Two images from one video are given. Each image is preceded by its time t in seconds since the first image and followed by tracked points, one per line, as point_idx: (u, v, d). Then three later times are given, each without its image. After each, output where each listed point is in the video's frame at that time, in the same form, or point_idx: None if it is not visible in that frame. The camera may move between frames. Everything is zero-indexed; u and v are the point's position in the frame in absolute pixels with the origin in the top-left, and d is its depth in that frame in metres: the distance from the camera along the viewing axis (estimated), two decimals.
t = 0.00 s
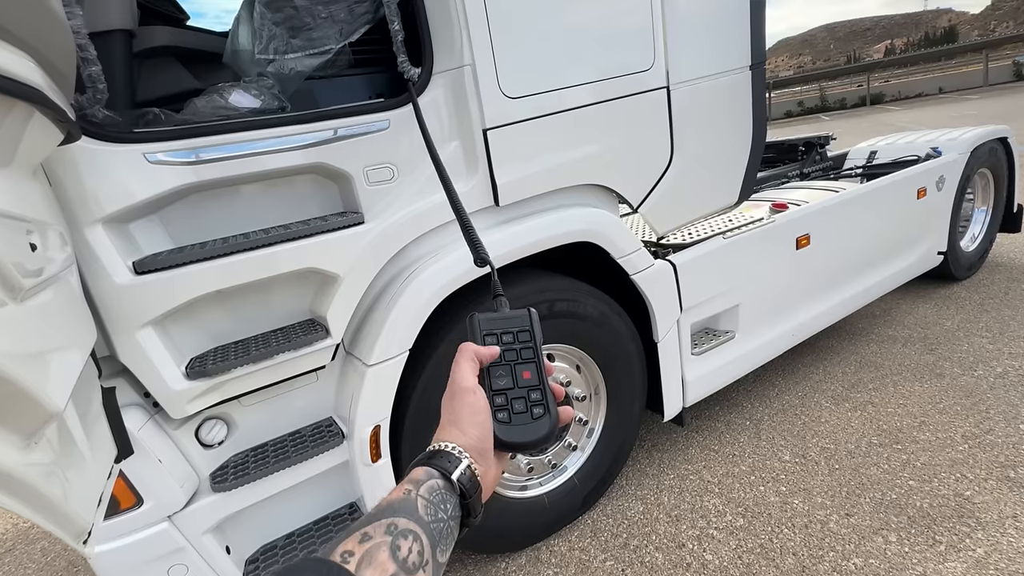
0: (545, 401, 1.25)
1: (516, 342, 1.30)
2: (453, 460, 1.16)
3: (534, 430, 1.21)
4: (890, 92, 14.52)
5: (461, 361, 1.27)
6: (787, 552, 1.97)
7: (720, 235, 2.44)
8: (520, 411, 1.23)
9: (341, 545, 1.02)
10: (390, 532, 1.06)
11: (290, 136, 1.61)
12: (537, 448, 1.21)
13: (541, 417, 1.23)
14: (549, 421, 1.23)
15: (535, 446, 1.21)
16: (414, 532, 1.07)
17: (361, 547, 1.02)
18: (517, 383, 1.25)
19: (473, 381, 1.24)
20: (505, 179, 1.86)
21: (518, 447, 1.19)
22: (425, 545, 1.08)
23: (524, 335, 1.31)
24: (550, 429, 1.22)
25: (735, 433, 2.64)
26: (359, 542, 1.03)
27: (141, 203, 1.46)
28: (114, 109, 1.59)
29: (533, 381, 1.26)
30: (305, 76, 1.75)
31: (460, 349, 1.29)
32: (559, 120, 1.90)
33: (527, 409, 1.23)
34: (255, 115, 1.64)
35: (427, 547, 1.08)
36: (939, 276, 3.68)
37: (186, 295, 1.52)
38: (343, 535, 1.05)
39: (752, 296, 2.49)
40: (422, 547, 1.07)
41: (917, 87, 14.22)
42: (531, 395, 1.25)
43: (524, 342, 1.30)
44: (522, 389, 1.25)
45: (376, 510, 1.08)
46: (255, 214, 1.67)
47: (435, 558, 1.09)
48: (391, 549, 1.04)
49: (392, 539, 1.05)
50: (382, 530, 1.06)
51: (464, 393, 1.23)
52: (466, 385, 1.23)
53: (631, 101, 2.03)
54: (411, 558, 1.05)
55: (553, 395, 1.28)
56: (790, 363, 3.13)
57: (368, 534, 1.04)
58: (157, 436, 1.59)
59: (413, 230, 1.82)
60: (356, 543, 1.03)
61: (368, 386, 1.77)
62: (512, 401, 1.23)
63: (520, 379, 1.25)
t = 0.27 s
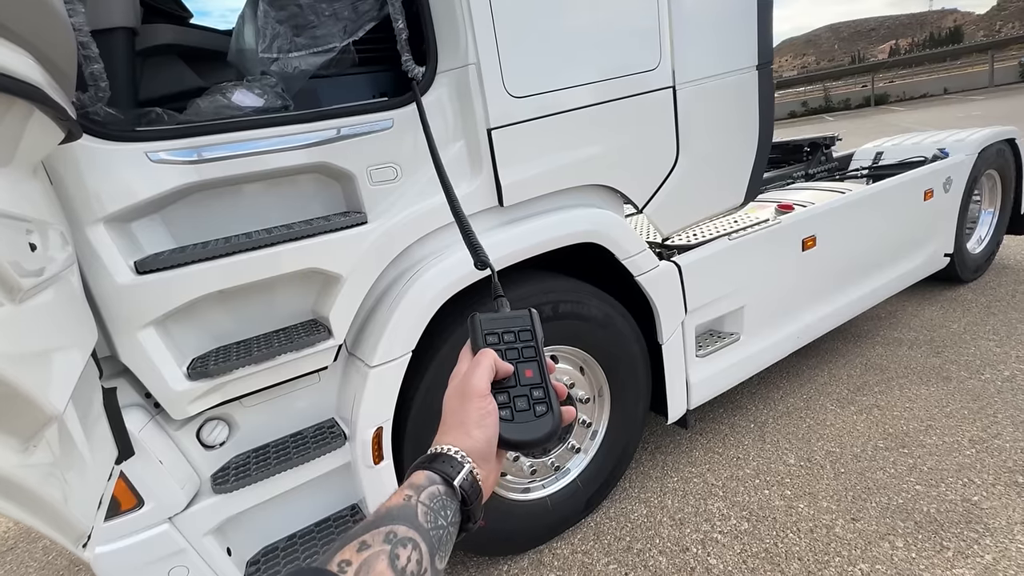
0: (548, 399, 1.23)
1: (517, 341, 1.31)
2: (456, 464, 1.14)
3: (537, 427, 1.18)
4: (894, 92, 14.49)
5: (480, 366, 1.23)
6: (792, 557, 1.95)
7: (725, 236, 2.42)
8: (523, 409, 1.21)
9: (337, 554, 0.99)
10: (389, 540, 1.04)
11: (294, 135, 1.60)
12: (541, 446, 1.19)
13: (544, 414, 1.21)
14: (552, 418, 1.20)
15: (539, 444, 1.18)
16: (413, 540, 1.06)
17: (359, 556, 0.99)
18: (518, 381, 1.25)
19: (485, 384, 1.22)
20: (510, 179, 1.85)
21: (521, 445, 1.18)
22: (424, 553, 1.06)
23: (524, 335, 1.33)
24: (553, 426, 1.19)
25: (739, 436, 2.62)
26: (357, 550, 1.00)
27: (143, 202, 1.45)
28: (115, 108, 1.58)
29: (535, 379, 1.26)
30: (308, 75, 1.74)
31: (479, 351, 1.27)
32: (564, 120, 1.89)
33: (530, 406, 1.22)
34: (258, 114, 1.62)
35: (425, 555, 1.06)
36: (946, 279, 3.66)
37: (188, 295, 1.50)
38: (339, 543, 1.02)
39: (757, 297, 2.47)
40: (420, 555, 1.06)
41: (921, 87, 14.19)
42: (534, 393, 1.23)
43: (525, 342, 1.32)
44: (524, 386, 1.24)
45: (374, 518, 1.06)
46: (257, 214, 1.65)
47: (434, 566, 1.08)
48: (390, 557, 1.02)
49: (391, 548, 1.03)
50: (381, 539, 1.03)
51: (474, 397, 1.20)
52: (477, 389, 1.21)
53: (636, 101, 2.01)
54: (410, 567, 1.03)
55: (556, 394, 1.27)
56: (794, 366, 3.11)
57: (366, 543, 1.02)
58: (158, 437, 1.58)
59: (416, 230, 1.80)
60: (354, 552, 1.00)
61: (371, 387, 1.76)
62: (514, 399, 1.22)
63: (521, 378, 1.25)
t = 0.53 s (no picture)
0: (548, 404, 1.22)
1: (518, 346, 1.29)
2: (455, 468, 1.13)
3: (537, 431, 1.17)
4: (898, 93, 14.47)
5: (483, 371, 1.20)
6: (795, 561, 1.94)
7: (729, 237, 2.41)
8: (523, 413, 1.20)
9: (333, 560, 0.98)
10: (386, 546, 1.03)
11: (295, 135, 1.59)
12: (541, 451, 1.18)
13: (544, 419, 1.20)
14: (552, 423, 1.19)
15: (539, 449, 1.17)
16: (411, 545, 1.05)
17: (355, 562, 0.99)
18: (519, 386, 1.24)
19: (490, 389, 1.19)
20: (513, 179, 1.84)
21: (521, 449, 1.16)
22: (422, 558, 1.05)
23: (526, 340, 1.32)
24: (554, 430, 1.18)
25: (742, 438, 2.61)
26: (353, 556, 1.00)
27: (144, 202, 1.44)
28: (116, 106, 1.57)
29: (536, 384, 1.24)
30: (310, 74, 1.73)
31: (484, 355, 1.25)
32: (567, 120, 1.88)
33: (530, 411, 1.20)
34: (259, 113, 1.61)
35: (423, 560, 1.05)
36: (950, 281, 3.65)
37: (188, 294, 1.50)
38: (335, 549, 1.01)
39: (760, 299, 2.46)
40: (418, 561, 1.05)
41: (925, 88, 14.16)
42: (534, 398, 1.22)
43: (526, 347, 1.30)
44: (524, 391, 1.23)
45: (371, 523, 1.06)
46: (258, 213, 1.64)
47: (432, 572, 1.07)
48: (387, 563, 1.01)
49: (388, 553, 1.03)
50: (378, 544, 1.03)
51: (478, 401, 1.18)
52: (481, 393, 1.18)
53: (640, 101, 2.00)
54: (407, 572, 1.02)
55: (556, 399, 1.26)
56: (798, 368, 3.10)
57: (362, 549, 1.01)
58: (158, 437, 1.57)
59: (418, 230, 1.79)
60: (350, 557, 0.99)
61: (372, 388, 1.75)
62: (515, 403, 1.21)
63: (522, 382, 1.24)
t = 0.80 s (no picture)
0: (557, 403, 1.22)
1: (529, 345, 1.29)
2: (462, 466, 1.14)
3: (546, 429, 1.17)
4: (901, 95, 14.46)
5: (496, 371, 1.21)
6: (797, 564, 1.94)
7: (731, 239, 2.41)
8: (532, 410, 1.20)
9: (339, 558, 0.99)
10: (391, 544, 1.04)
11: (299, 136, 1.60)
12: (549, 449, 1.18)
13: (553, 417, 1.20)
14: (560, 422, 1.20)
15: (547, 447, 1.17)
16: (416, 545, 1.06)
17: (360, 561, 0.99)
18: (529, 384, 1.23)
19: (503, 390, 1.20)
20: (515, 181, 1.84)
21: (528, 446, 1.16)
22: (427, 558, 1.06)
23: (537, 339, 1.31)
24: (562, 429, 1.18)
25: (743, 441, 2.61)
26: (358, 555, 1.00)
27: (148, 202, 1.44)
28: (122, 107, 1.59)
29: (546, 383, 1.24)
30: (314, 75, 1.74)
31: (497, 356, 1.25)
32: (570, 122, 1.88)
33: (540, 409, 1.20)
34: (263, 114, 1.62)
35: (428, 560, 1.06)
36: (953, 283, 3.64)
37: (192, 295, 1.50)
38: (341, 547, 1.02)
39: (763, 301, 2.46)
40: (423, 560, 1.05)
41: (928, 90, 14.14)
42: (544, 397, 1.22)
43: (538, 347, 1.29)
44: (534, 390, 1.23)
45: (376, 522, 1.06)
46: (262, 214, 1.65)
47: (436, 571, 1.07)
48: (392, 562, 1.02)
49: (394, 552, 1.03)
50: (383, 543, 1.04)
51: (491, 401, 1.19)
52: (494, 393, 1.19)
53: (643, 103, 2.00)
54: (412, 572, 1.03)
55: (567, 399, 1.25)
56: (800, 370, 3.10)
57: (367, 547, 1.02)
58: (161, 437, 1.58)
59: (421, 232, 1.80)
60: (355, 556, 1.00)
61: (374, 388, 1.76)
62: (524, 401, 1.22)
63: (532, 381, 1.24)
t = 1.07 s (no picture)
0: (560, 392, 1.22)
1: (531, 337, 1.29)
2: (462, 457, 1.15)
3: (547, 419, 1.18)
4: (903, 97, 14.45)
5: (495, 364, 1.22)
6: (798, 566, 1.94)
7: (732, 240, 2.41)
8: (534, 401, 1.21)
9: (341, 548, 1.00)
10: (393, 535, 1.04)
11: (302, 136, 1.60)
12: (551, 438, 1.18)
13: (555, 407, 1.20)
14: (562, 412, 1.20)
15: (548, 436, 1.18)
16: (418, 535, 1.06)
17: (362, 551, 1.00)
18: (530, 375, 1.23)
19: (503, 381, 1.21)
20: (517, 182, 1.84)
21: (528, 437, 1.18)
22: (428, 549, 1.06)
23: (539, 331, 1.31)
24: (564, 418, 1.18)
25: (745, 443, 2.60)
26: (360, 545, 1.01)
27: (151, 202, 1.45)
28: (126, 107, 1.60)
29: (548, 373, 1.23)
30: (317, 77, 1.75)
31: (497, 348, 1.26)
32: (572, 123, 1.89)
33: (541, 399, 1.21)
34: (267, 115, 1.63)
35: (430, 550, 1.06)
36: (956, 286, 3.64)
37: (194, 294, 1.51)
38: (343, 538, 1.02)
39: (764, 302, 2.46)
40: (425, 551, 1.06)
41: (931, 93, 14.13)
42: (546, 387, 1.22)
43: (539, 338, 1.29)
44: (536, 380, 1.22)
45: (378, 512, 1.07)
46: (264, 214, 1.66)
47: (438, 562, 1.07)
48: (394, 552, 1.02)
49: (396, 543, 1.03)
50: (385, 534, 1.04)
51: (492, 392, 1.20)
52: (495, 384, 1.20)
53: (645, 105, 2.01)
54: (414, 562, 1.03)
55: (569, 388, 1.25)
56: (801, 373, 3.09)
57: (369, 538, 1.02)
58: (164, 436, 1.58)
59: (423, 232, 1.80)
60: (356, 546, 1.00)
61: (376, 388, 1.76)
62: (526, 391, 1.22)
63: (534, 371, 1.23)
